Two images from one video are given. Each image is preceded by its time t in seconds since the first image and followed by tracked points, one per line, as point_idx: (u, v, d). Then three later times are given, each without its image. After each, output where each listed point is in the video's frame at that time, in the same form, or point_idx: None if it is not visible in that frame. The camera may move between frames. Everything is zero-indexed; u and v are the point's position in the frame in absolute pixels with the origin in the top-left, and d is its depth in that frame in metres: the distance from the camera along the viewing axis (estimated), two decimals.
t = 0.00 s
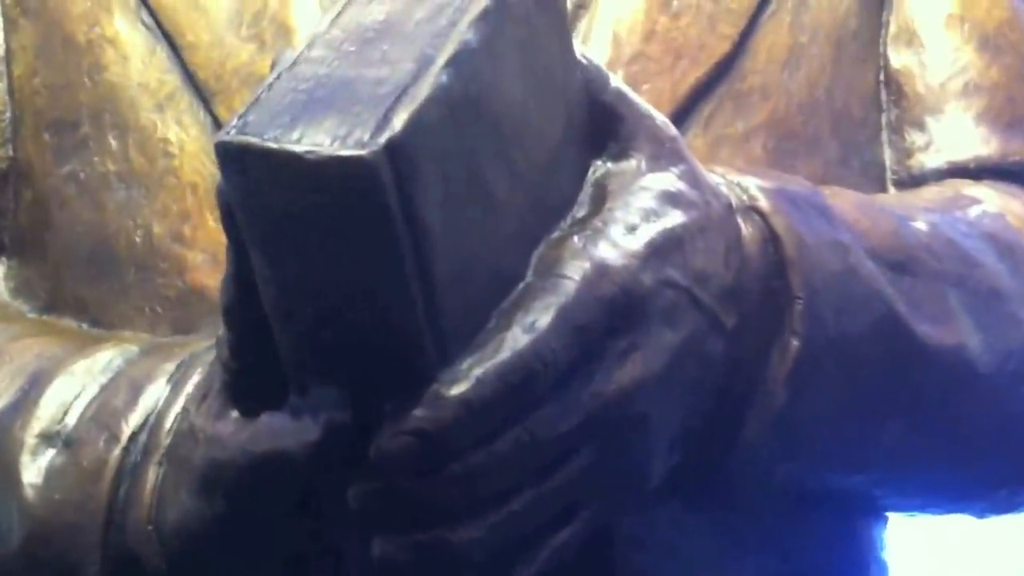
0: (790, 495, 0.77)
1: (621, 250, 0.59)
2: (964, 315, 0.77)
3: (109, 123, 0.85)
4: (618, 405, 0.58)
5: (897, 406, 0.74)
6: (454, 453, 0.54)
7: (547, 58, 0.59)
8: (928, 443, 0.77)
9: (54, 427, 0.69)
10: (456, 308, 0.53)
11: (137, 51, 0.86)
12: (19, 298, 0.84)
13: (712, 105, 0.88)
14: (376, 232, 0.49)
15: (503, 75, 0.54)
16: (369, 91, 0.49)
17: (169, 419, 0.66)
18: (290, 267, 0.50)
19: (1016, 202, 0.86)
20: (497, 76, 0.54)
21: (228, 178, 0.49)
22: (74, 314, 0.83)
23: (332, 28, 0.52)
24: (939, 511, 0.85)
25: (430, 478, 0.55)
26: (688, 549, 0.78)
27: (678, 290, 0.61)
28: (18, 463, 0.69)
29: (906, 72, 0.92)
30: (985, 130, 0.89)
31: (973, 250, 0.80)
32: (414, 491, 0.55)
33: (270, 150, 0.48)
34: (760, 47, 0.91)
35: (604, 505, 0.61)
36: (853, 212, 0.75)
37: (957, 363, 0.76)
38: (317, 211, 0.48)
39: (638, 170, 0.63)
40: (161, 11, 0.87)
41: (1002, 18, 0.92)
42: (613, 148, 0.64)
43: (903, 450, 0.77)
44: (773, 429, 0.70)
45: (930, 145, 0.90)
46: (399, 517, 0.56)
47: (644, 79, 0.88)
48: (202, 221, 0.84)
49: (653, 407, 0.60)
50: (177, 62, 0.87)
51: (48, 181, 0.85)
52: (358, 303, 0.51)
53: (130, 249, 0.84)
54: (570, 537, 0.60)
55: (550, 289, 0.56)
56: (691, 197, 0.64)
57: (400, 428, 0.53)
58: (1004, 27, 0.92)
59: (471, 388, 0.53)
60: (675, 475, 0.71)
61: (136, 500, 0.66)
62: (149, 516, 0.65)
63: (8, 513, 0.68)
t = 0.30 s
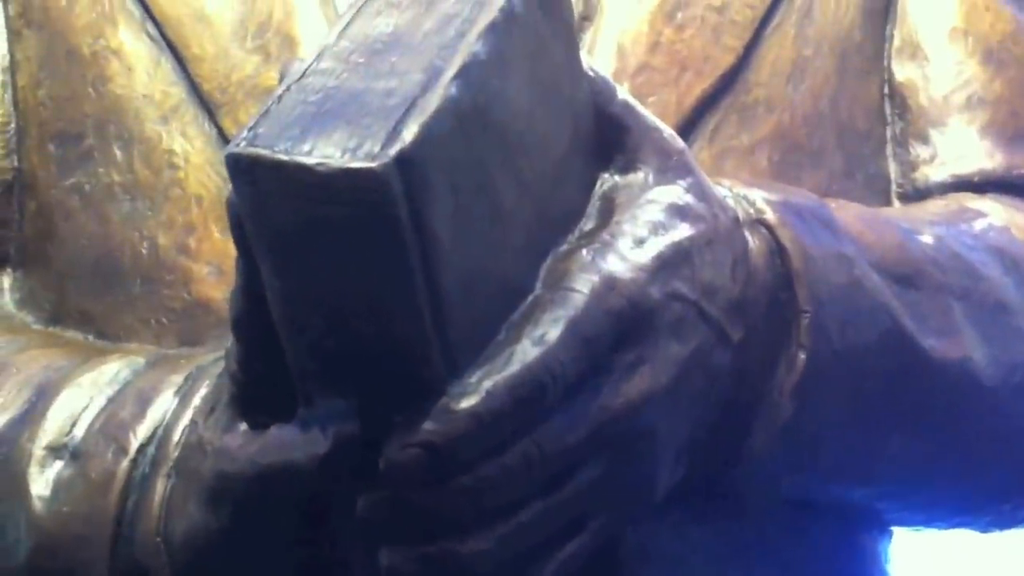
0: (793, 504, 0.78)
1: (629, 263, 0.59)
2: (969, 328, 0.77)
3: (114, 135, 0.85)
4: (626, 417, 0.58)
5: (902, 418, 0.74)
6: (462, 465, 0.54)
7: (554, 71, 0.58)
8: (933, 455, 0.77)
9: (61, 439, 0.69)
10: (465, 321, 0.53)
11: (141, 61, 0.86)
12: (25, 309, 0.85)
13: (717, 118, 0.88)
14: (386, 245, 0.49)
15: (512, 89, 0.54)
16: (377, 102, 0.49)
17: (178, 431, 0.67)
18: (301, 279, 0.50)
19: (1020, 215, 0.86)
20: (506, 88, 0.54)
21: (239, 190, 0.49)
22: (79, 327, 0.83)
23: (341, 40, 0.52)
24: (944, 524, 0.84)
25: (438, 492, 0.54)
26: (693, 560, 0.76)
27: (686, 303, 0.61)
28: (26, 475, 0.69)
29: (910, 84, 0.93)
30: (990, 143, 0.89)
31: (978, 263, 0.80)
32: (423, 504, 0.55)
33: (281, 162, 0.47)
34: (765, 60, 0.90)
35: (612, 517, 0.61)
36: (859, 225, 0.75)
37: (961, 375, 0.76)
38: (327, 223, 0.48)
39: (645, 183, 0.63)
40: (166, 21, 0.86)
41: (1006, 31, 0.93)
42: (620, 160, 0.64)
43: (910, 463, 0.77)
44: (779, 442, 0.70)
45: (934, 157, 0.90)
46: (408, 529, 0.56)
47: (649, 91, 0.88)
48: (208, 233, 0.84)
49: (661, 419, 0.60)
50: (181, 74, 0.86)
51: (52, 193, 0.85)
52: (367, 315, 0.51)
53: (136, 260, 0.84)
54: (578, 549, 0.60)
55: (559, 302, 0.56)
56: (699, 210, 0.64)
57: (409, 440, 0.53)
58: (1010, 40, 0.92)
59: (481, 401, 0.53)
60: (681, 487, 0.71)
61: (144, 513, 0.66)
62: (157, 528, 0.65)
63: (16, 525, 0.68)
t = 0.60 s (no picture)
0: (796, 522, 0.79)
1: (635, 281, 0.60)
2: (971, 347, 0.78)
3: (122, 151, 0.86)
4: (632, 434, 0.58)
5: (904, 435, 0.75)
6: (470, 482, 0.55)
7: (562, 91, 0.59)
8: (935, 473, 0.78)
9: (70, 455, 0.69)
10: (475, 339, 0.54)
11: (149, 77, 0.86)
12: (32, 325, 0.86)
13: (722, 135, 0.89)
14: (397, 263, 0.49)
15: (522, 110, 0.55)
16: (389, 123, 0.50)
17: (186, 446, 0.67)
18: (312, 297, 0.51)
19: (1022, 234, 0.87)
20: (515, 110, 0.54)
21: (251, 208, 0.50)
22: (88, 342, 0.84)
23: (352, 60, 0.53)
24: (946, 540, 0.85)
25: (446, 507, 0.55)
26: None
27: (691, 322, 0.62)
28: (35, 490, 0.69)
29: (912, 104, 0.94)
30: (990, 163, 0.90)
31: (980, 282, 0.81)
32: (431, 520, 0.55)
33: (293, 182, 0.48)
34: (771, 78, 0.91)
35: (618, 534, 0.61)
36: (861, 244, 0.76)
37: (964, 395, 0.76)
38: (339, 242, 0.49)
39: (650, 203, 0.64)
40: (174, 38, 0.86)
41: (1008, 51, 0.93)
42: (627, 180, 0.65)
43: (912, 480, 0.77)
44: (782, 460, 0.70)
45: (936, 177, 0.91)
46: (417, 545, 0.56)
47: (655, 111, 0.88)
48: (215, 249, 0.85)
49: (666, 436, 0.61)
50: (189, 90, 0.87)
51: (61, 209, 0.85)
52: (377, 334, 0.51)
53: (144, 277, 0.84)
54: (583, 566, 0.60)
55: (566, 319, 0.57)
56: (704, 229, 0.64)
57: (418, 457, 0.54)
58: (1011, 60, 0.93)
59: (490, 418, 0.53)
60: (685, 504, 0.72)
61: (153, 528, 0.66)
62: (166, 543, 0.65)
63: (25, 539, 0.69)
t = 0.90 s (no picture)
0: (794, 542, 0.80)
1: (637, 309, 0.61)
2: (964, 371, 0.80)
3: (136, 174, 0.88)
4: (634, 456, 0.60)
5: (900, 456, 0.77)
6: (478, 503, 0.56)
7: (569, 123, 0.61)
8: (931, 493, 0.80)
9: (85, 473, 0.71)
10: (483, 366, 0.55)
11: (165, 102, 0.88)
12: (46, 343, 0.88)
13: (723, 163, 0.90)
14: (409, 294, 0.51)
15: (530, 145, 0.57)
16: (402, 158, 0.52)
17: (199, 464, 0.69)
18: (327, 324, 0.53)
19: (1015, 259, 0.88)
20: (524, 145, 0.56)
21: (269, 240, 0.51)
22: (100, 360, 0.86)
23: (367, 96, 0.55)
24: (941, 559, 0.87)
25: (456, 527, 0.57)
26: None
27: (691, 348, 0.63)
28: (50, 507, 0.71)
29: (909, 131, 0.95)
30: (987, 189, 0.91)
31: (974, 307, 0.82)
32: (441, 539, 0.57)
33: (309, 217, 0.50)
34: (771, 106, 0.92)
35: (620, 551, 0.63)
36: (859, 270, 0.78)
37: (958, 417, 0.78)
38: (353, 274, 0.51)
39: (653, 232, 0.66)
40: (188, 64, 0.88)
41: (1003, 80, 0.95)
42: (631, 210, 0.67)
43: (909, 500, 0.79)
44: (780, 482, 0.72)
45: (932, 203, 0.93)
46: (426, 562, 0.58)
47: (657, 138, 0.89)
48: (227, 271, 0.87)
49: (668, 456, 0.62)
50: (203, 114, 0.89)
51: (75, 229, 0.87)
52: (389, 361, 0.53)
53: (157, 297, 0.86)
54: None
55: (571, 346, 0.59)
56: (705, 258, 0.66)
57: (429, 480, 0.56)
58: (1007, 87, 0.95)
59: (497, 443, 0.55)
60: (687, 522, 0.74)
61: (165, 545, 0.68)
62: (179, 559, 0.67)
63: (41, 553, 0.71)
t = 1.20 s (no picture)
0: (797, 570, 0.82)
1: (640, 344, 0.64)
2: (956, 400, 0.82)
3: (151, 202, 0.89)
4: (638, 487, 0.63)
5: (893, 481, 0.80)
6: (489, 533, 0.59)
7: (576, 166, 0.63)
8: (923, 516, 0.83)
9: (104, 498, 0.74)
10: (494, 401, 0.58)
11: (179, 132, 0.89)
12: (63, 365, 0.91)
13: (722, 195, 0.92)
14: (425, 336, 0.54)
15: (539, 188, 0.60)
16: (418, 204, 0.54)
17: (215, 491, 0.71)
18: (344, 362, 0.55)
19: (1008, 289, 0.92)
20: (534, 191, 0.59)
21: (290, 281, 0.54)
22: (117, 384, 0.88)
23: (383, 141, 0.57)
24: None
25: (468, 555, 0.60)
26: None
27: (693, 381, 0.66)
28: (71, 531, 0.74)
29: (905, 161, 0.99)
30: (979, 220, 0.96)
31: (966, 337, 0.85)
32: (454, 565, 0.60)
33: (330, 260, 0.52)
34: (767, 139, 0.94)
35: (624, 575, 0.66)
36: (855, 301, 0.80)
37: (951, 445, 0.81)
38: (372, 316, 0.53)
39: (655, 267, 0.68)
40: (202, 93, 0.88)
41: (994, 113, 1.00)
42: (633, 246, 0.68)
43: (901, 524, 0.82)
44: (778, 509, 0.74)
45: (926, 232, 0.96)
46: None
47: (658, 170, 0.90)
48: (240, 297, 0.88)
49: (670, 486, 0.65)
50: (216, 141, 0.89)
51: (91, 256, 0.89)
52: (404, 398, 0.56)
53: (173, 323, 0.87)
54: None
55: (577, 381, 0.61)
56: (706, 292, 0.69)
57: (442, 511, 0.59)
58: (994, 121, 1.00)
59: (506, 476, 0.58)
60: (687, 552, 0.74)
61: (184, 568, 0.70)
62: None
63: None
